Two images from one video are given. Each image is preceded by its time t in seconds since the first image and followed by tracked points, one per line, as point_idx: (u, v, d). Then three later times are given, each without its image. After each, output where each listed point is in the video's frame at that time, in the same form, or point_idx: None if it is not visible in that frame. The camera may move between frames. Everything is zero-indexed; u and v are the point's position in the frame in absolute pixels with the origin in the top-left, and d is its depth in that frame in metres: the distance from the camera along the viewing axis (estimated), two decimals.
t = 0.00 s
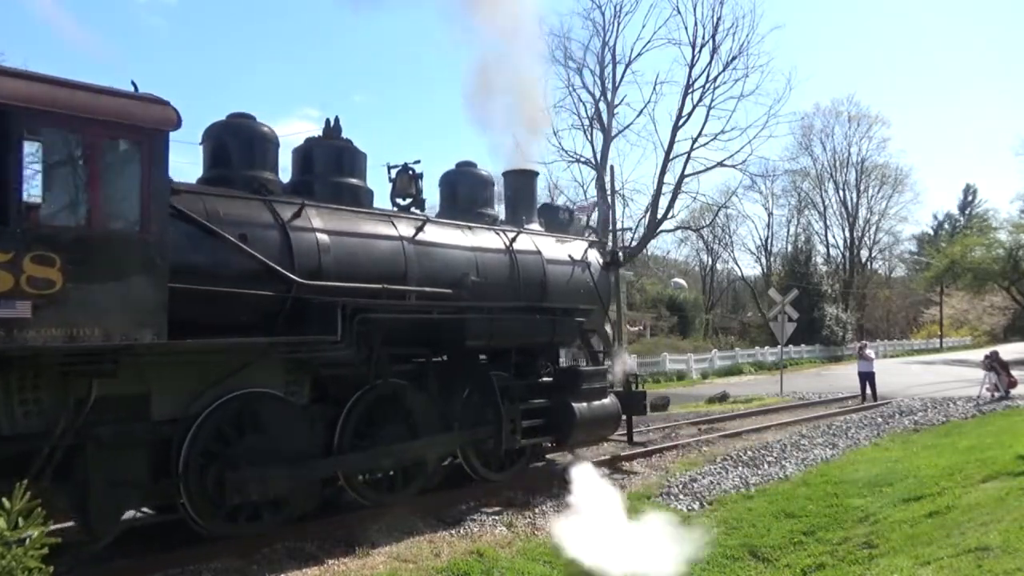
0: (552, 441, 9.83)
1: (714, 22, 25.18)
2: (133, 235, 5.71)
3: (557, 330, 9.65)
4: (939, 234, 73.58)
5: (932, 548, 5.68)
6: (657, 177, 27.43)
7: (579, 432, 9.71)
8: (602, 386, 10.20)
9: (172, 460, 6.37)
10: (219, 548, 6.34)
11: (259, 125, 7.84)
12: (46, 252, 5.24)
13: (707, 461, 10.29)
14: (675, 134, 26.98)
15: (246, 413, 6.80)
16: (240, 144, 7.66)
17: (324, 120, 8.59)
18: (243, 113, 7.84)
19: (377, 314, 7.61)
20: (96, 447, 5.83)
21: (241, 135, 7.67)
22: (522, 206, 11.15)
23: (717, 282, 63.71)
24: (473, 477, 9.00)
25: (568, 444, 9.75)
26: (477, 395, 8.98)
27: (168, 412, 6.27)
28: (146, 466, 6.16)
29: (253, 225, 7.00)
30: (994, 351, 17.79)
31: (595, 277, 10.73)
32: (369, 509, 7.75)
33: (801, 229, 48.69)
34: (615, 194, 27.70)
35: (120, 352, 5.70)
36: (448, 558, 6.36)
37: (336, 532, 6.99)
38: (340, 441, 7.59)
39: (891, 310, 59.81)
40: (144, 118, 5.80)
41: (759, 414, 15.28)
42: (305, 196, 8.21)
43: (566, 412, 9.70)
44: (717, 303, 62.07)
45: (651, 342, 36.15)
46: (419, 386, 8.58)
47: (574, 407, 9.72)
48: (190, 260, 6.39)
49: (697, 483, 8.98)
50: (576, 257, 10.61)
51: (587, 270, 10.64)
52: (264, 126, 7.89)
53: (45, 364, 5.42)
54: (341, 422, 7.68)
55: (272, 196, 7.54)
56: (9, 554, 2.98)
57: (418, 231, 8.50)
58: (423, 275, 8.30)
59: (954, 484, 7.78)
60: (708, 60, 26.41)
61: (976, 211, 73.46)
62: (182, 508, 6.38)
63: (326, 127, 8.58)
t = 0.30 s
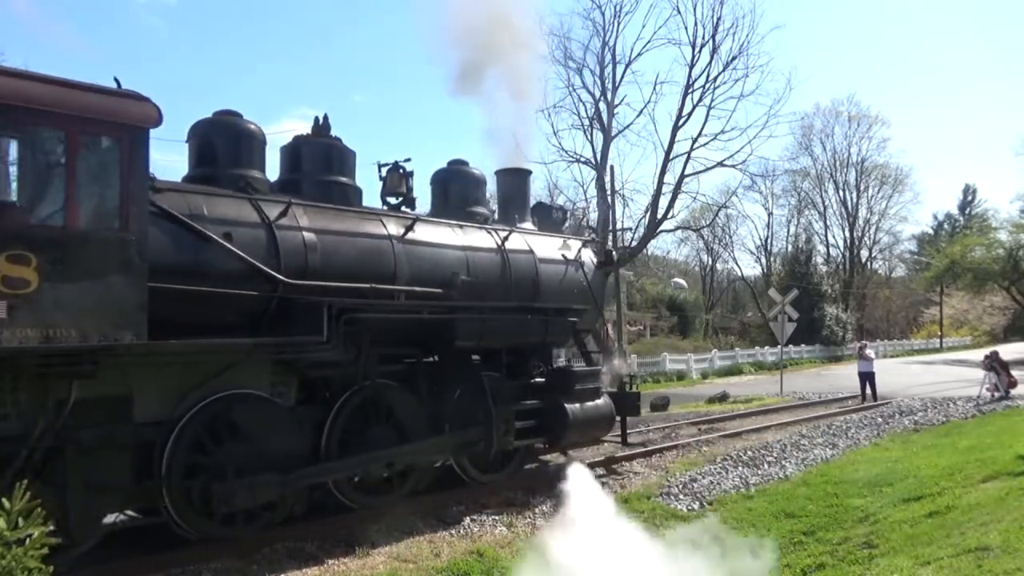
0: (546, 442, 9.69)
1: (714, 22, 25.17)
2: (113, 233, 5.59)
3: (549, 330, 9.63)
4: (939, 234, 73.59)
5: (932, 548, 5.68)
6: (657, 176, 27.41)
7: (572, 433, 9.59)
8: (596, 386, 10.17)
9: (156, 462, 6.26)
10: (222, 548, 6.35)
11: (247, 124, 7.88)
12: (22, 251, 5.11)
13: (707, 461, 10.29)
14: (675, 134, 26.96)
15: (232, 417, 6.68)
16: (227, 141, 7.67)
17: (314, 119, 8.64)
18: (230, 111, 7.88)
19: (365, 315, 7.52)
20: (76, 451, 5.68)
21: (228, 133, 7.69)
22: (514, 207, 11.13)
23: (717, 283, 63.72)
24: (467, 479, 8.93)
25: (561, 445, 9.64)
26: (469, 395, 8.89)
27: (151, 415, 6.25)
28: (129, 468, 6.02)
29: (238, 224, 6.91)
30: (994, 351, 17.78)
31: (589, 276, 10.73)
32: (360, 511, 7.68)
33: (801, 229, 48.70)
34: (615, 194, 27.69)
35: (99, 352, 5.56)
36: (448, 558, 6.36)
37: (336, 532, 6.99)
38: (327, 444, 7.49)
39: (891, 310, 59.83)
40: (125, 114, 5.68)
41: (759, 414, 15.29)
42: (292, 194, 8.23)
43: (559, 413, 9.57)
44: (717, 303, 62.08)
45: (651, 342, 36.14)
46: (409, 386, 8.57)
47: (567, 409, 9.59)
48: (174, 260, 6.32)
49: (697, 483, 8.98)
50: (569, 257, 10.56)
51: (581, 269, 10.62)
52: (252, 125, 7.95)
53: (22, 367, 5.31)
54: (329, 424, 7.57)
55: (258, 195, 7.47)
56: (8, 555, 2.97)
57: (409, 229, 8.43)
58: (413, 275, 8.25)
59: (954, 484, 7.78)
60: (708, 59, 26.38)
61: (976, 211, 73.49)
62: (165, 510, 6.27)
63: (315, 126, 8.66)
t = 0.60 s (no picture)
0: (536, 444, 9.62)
1: (714, 22, 25.11)
2: (89, 231, 5.43)
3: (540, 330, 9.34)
4: (939, 234, 73.58)
5: (932, 548, 5.68)
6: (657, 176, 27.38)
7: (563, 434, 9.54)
8: (589, 388, 10.07)
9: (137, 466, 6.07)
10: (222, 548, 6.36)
11: (231, 121, 7.71)
12: None
13: (707, 461, 10.29)
14: (674, 134, 26.94)
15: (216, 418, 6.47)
16: (211, 139, 7.52)
17: (302, 115, 8.44)
18: (215, 107, 7.70)
19: (350, 314, 7.34)
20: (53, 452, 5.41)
21: (212, 131, 7.55)
22: (506, 206, 10.98)
23: (717, 282, 63.72)
24: (455, 480, 8.83)
25: (553, 446, 9.59)
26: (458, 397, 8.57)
27: (132, 416, 6.04)
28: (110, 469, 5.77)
29: (222, 222, 6.77)
30: (994, 351, 17.78)
31: (582, 276, 10.52)
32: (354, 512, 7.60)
33: (801, 229, 48.71)
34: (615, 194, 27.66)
35: (76, 352, 5.36)
36: (448, 558, 6.36)
37: (336, 532, 6.99)
38: (315, 444, 7.29)
39: (891, 310, 59.86)
40: (102, 111, 5.50)
41: (758, 414, 15.28)
42: (279, 193, 8.06)
43: (550, 415, 9.51)
44: (717, 303, 62.08)
45: (651, 342, 36.14)
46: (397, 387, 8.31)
47: (558, 410, 9.54)
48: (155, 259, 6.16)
49: (697, 483, 8.97)
50: (562, 256, 10.38)
51: (574, 268, 10.43)
52: (236, 122, 7.79)
53: None
54: (316, 425, 7.37)
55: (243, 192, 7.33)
56: (9, 554, 2.97)
57: (396, 228, 8.30)
58: (401, 274, 8.11)
59: (954, 484, 7.78)
60: (708, 59, 26.34)
61: (976, 211, 73.50)
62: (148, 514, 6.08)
63: (302, 122, 8.45)
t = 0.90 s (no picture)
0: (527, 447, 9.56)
1: (714, 22, 25.07)
2: (65, 232, 5.24)
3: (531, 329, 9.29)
4: (938, 234, 73.59)
5: (932, 548, 5.68)
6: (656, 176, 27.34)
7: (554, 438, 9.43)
8: (582, 389, 10.04)
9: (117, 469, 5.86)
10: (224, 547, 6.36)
11: (216, 119, 7.58)
12: None
13: (707, 461, 10.29)
14: (674, 134, 26.90)
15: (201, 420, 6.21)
16: (195, 136, 7.42)
17: (289, 112, 8.27)
18: (199, 105, 7.59)
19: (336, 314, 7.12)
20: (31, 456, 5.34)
21: (197, 129, 7.44)
22: (497, 204, 10.99)
23: (717, 283, 63.71)
24: (444, 482, 8.66)
25: (545, 447, 9.50)
26: (446, 399, 8.44)
27: (111, 419, 5.80)
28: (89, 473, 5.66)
29: (204, 221, 6.60)
30: (994, 351, 17.78)
31: (574, 276, 10.44)
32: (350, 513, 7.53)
33: (801, 229, 48.69)
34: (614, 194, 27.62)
35: (52, 354, 5.22)
36: (448, 558, 6.36)
37: (336, 532, 6.98)
38: (302, 445, 7.12)
39: (891, 310, 59.89)
40: (78, 107, 5.31)
41: (758, 414, 15.27)
42: (266, 191, 7.93)
43: (539, 416, 9.43)
44: (717, 303, 62.08)
45: (651, 342, 36.13)
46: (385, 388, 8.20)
47: (550, 410, 9.44)
48: (135, 258, 6.03)
49: (697, 484, 8.97)
50: (554, 256, 10.29)
51: (566, 268, 10.34)
52: (222, 119, 7.68)
53: None
54: (302, 424, 7.18)
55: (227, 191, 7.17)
56: (9, 554, 2.97)
57: (385, 227, 8.09)
58: (388, 273, 7.90)
59: (954, 484, 7.79)
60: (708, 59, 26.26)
61: (975, 211, 73.62)
62: (127, 519, 5.89)
63: (290, 120, 8.32)
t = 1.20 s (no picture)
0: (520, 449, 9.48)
1: (714, 22, 25.06)
2: (39, 230, 5.06)
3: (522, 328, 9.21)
4: (938, 234, 73.59)
5: (932, 548, 5.68)
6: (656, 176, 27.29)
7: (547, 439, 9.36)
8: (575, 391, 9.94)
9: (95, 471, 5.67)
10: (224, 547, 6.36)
11: (201, 116, 7.32)
12: None
13: (707, 461, 10.29)
14: (674, 134, 26.86)
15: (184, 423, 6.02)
16: (178, 134, 7.15)
17: (277, 108, 7.95)
18: (182, 101, 7.31)
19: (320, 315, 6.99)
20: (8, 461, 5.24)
21: (180, 126, 7.15)
22: (489, 202, 10.96)
23: (717, 282, 63.70)
24: (435, 485, 8.62)
25: (537, 450, 9.40)
26: (437, 399, 8.42)
27: (89, 421, 5.74)
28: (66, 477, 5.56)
29: (186, 219, 6.44)
30: (994, 351, 17.78)
31: (566, 275, 10.35)
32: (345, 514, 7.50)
33: (801, 229, 48.67)
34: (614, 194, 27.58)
35: (26, 354, 5.09)
36: (448, 558, 6.36)
37: (336, 532, 6.98)
38: (287, 448, 6.99)
39: (891, 310, 59.90)
40: (55, 102, 5.13)
41: (757, 413, 15.26)
42: (251, 190, 7.68)
43: (531, 416, 9.39)
44: (717, 303, 62.07)
45: (651, 342, 36.11)
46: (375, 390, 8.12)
47: (541, 411, 9.40)
48: (112, 259, 5.87)
49: (697, 484, 8.96)
50: (547, 255, 10.22)
51: (559, 267, 10.26)
52: (206, 116, 7.38)
53: None
54: (287, 427, 7.05)
55: (211, 188, 6.96)
56: (9, 554, 2.97)
57: (372, 226, 7.88)
58: (376, 273, 7.77)
59: (954, 484, 7.78)
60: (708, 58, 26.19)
61: (975, 211, 73.66)
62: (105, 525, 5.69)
63: (276, 117, 7.99)
